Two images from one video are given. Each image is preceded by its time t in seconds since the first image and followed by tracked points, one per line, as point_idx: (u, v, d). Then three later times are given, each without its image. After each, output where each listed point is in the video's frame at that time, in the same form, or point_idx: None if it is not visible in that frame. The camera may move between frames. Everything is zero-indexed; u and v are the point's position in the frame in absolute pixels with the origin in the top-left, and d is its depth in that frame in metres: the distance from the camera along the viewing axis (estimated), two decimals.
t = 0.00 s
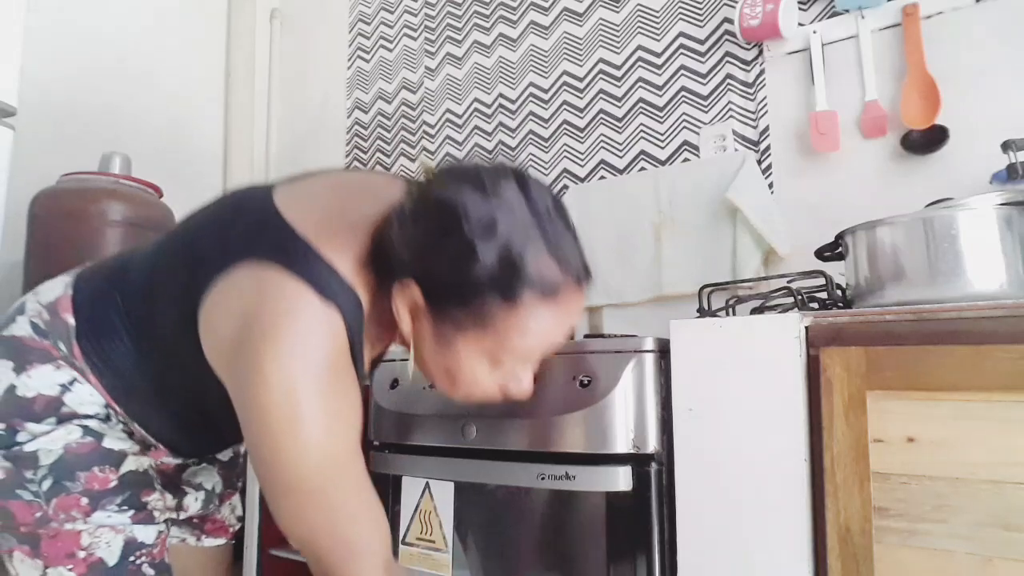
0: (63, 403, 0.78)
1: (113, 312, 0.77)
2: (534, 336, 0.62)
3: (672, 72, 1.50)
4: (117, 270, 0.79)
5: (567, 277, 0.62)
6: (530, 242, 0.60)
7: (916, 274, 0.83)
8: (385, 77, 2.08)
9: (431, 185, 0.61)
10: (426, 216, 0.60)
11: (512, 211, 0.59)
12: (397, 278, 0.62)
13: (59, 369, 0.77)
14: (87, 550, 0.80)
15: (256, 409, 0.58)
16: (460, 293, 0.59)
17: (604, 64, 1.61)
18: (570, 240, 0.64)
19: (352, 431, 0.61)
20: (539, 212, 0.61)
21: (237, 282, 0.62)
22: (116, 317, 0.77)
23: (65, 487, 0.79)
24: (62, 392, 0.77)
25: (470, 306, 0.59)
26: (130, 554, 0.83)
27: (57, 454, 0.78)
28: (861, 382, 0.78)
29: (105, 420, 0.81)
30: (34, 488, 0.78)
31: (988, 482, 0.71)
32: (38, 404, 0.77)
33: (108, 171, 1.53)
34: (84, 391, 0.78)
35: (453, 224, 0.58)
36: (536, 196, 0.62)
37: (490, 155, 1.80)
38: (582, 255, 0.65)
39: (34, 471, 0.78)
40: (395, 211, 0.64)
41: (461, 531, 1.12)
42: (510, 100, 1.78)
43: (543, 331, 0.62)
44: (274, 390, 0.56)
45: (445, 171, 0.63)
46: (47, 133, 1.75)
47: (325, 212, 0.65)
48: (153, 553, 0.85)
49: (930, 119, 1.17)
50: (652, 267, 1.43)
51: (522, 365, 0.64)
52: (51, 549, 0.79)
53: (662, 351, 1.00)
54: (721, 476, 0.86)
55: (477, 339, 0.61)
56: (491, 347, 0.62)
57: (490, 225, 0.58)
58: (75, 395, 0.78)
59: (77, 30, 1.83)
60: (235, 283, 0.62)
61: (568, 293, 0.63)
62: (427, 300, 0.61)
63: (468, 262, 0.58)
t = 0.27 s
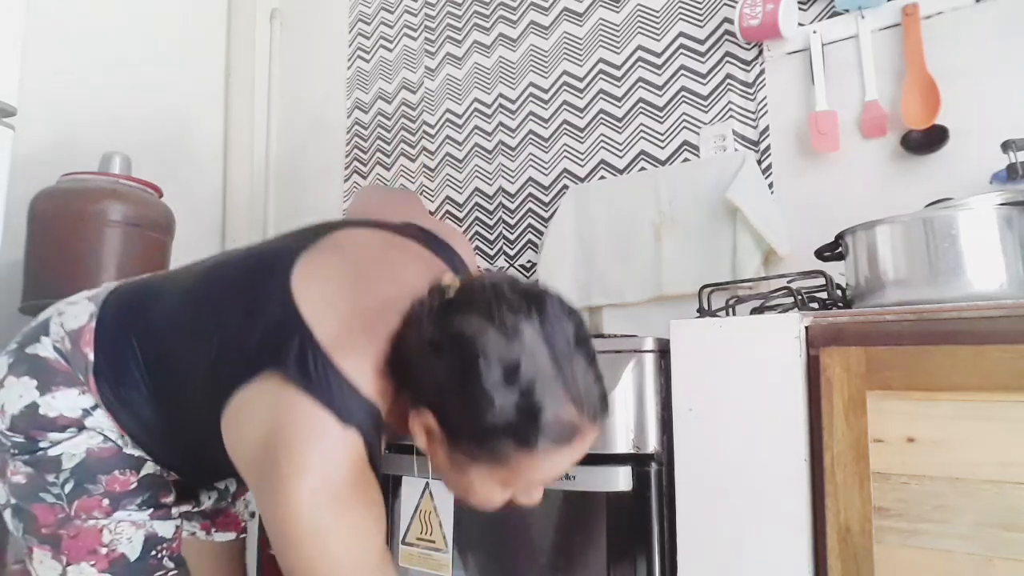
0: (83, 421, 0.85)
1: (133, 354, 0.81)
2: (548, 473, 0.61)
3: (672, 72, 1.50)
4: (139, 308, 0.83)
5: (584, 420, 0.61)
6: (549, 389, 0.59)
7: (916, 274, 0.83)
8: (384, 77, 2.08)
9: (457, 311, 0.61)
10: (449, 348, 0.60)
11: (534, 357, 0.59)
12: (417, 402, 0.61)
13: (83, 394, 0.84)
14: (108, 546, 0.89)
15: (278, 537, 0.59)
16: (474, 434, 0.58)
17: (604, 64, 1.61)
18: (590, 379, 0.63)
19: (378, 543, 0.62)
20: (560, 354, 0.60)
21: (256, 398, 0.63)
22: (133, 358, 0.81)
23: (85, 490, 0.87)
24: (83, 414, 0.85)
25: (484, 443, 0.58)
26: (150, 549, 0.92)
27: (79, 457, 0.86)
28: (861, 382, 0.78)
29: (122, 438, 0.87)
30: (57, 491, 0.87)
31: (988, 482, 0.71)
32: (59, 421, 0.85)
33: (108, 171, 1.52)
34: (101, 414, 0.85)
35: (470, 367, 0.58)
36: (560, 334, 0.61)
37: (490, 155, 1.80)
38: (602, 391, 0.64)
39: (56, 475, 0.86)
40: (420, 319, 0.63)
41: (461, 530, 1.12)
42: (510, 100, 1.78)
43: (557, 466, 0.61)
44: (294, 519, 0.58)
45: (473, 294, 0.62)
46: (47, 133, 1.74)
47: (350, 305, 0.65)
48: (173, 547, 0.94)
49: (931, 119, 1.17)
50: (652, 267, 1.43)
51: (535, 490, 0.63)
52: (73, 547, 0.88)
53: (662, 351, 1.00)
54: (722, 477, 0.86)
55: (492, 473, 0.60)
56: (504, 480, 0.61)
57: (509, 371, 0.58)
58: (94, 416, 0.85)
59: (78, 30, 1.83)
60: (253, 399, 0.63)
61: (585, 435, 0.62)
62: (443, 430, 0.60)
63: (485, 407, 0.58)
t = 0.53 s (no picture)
0: (85, 423, 0.85)
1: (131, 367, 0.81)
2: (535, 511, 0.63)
3: (672, 72, 1.50)
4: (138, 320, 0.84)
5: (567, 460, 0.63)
6: (529, 438, 0.60)
7: (916, 274, 0.83)
8: (384, 77, 2.08)
9: (438, 358, 0.62)
10: (429, 397, 0.60)
11: (513, 408, 0.59)
12: (401, 444, 0.63)
13: (83, 406, 0.85)
14: (114, 541, 0.89)
15: None
16: (456, 481, 0.60)
17: (604, 64, 1.61)
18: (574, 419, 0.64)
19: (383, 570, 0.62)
20: (540, 400, 0.61)
21: (248, 438, 0.64)
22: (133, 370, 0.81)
23: (89, 489, 0.87)
24: (84, 423, 0.85)
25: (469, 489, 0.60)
26: (157, 541, 0.92)
27: (82, 458, 0.86)
28: (861, 382, 0.78)
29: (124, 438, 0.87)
30: (62, 491, 0.87)
31: (988, 482, 0.71)
32: (60, 428, 0.85)
33: (108, 171, 1.52)
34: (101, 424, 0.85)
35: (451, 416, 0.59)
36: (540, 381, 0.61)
37: (490, 155, 1.80)
38: (587, 426, 0.65)
39: (61, 475, 0.86)
40: (403, 363, 0.63)
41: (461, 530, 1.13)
42: (510, 100, 1.78)
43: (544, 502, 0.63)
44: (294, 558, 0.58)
45: (453, 338, 0.63)
46: (47, 132, 1.75)
47: (332, 353, 0.64)
48: (179, 542, 0.94)
49: (931, 119, 1.17)
50: (652, 267, 1.43)
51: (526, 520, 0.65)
52: (80, 544, 0.88)
53: (662, 351, 1.00)
54: (721, 477, 0.86)
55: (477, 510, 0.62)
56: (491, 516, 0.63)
57: (487, 424, 0.58)
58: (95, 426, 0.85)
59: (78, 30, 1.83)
60: (245, 439, 0.64)
61: (569, 474, 0.63)
62: (427, 472, 0.62)
63: (464, 458, 0.59)
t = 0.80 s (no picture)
0: (82, 411, 0.87)
1: (125, 369, 0.82)
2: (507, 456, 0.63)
3: (672, 72, 1.50)
4: (127, 315, 0.83)
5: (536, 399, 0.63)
6: (494, 375, 0.60)
7: (916, 274, 0.83)
8: (384, 77, 2.08)
9: (404, 302, 0.63)
10: (392, 338, 0.62)
11: (476, 343, 0.60)
12: (369, 390, 0.64)
13: (80, 387, 0.87)
14: (105, 534, 0.92)
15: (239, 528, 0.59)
16: (423, 422, 0.61)
17: (604, 64, 1.61)
18: (543, 359, 0.64)
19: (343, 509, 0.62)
20: (504, 339, 0.61)
21: (214, 385, 0.64)
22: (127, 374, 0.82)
23: (83, 479, 0.89)
24: (80, 406, 0.87)
25: (437, 429, 0.61)
26: (149, 537, 0.95)
27: (76, 447, 0.88)
28: (861, 382, 0.78)
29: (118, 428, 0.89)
30: (58, 480, 0.89)
31: (988, 482, 0.71)
32: (57, 412, 0.87)
33: (108, 171, 1.52)
34: (97, 407, 0.87)
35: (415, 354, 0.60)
36: (505, 317, 0.62)
37: (490, 155, 1.80)
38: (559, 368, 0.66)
39: (57, 464, 0.89)
40: (372, 314, 0.65)
41: (460, 530, 1.13)
42: (510, 100, 1.78)
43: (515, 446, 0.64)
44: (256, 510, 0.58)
45: (419, 285, 0.64)
46: (48, 132, 1.75)
47: (310, 303, 0.67)
48: (169, 538, 0.98)
49: (931, 119, 1.17)
50: (652, 267, 1.43)
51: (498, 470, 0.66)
52: (73, 534, 0.90)
53: (662, 351, 1.00)
54: (721, 476, 0.86)
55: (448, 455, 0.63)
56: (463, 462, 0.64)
57: (450, 359, 0.59)
58: (90, 409, 0.87)
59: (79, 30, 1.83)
60: (210, 389, 0.64)
61: (540, 415, 0.63)
62: (396, 419, 0.63)
63: (428, 395, 0.60)
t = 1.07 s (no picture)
0: (77, 404, 0.87)
1: (118, 362, 0.81)
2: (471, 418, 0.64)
3: (672, 72, 1.50)
4: (121, 314, 0.82)
5: (503, 364, 0.63)
6: (461, 337, 0.60)
7: (916, 274, 0.83)
8: (384, 77, 2.08)
9: (371, 261, 0.63)
10: (359, 296, 0.62)
11: (443, 302, 0.59)
12: (337, 351, 0.64)
13: (75, 375, 0.87)
14: (100, 530, 0.92)
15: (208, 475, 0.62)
16: (388, 382, 0.61)
17: (604, 64, 1.61)
18: (513, 324, 0.64)
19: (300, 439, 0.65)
20: (472, 298, 0.60)
21: (191, 345, 0.67)
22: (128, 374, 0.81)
23: (79, 474, 0.90)
24: (75, 395, 0.87)
25: (401, 390, 0.62)
26: (144, 534, 0.96)
27: (72, 442, 0.89)
28: (862, 383, 0.78)
29: (113, 423, 0.90)
30: (54, 474, 0.90)
31: (988, 483, 0.71)
32: (54, 403, 0.87)
33: (108, 171, 1.52)
34: (93, 397, 0.87)
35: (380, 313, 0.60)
36: (474, 279, 0.61)
37: (490, 155, 1.80)
38: (530, 334, 0.65)
39: (54, 458, 0.90)
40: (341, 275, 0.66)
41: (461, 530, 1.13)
42: (510, 100, 1.78)
43: (479, 411, 0.65)
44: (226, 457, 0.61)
45: (385, 244, 0.64)
46: (48, 133, 1.75)
47: (285, 268, 0.71)
48: (164, 535, 0.98)
49: (931, 119, 1.17)
50: (652, 267, 1.43)
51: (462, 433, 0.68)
52: (69, 528, 0.91)
53: (662, 351, 1.00)
54: (721, 476, 0.86)
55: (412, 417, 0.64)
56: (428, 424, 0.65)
57: (415, 319, 0.59)
58: (86, 399, 0.87)
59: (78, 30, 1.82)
60: (186, 349, 0.67)
61: (504, 373, 0.63)
62: (361, 378, 0.63)
63: (393, 356, 0.60)
